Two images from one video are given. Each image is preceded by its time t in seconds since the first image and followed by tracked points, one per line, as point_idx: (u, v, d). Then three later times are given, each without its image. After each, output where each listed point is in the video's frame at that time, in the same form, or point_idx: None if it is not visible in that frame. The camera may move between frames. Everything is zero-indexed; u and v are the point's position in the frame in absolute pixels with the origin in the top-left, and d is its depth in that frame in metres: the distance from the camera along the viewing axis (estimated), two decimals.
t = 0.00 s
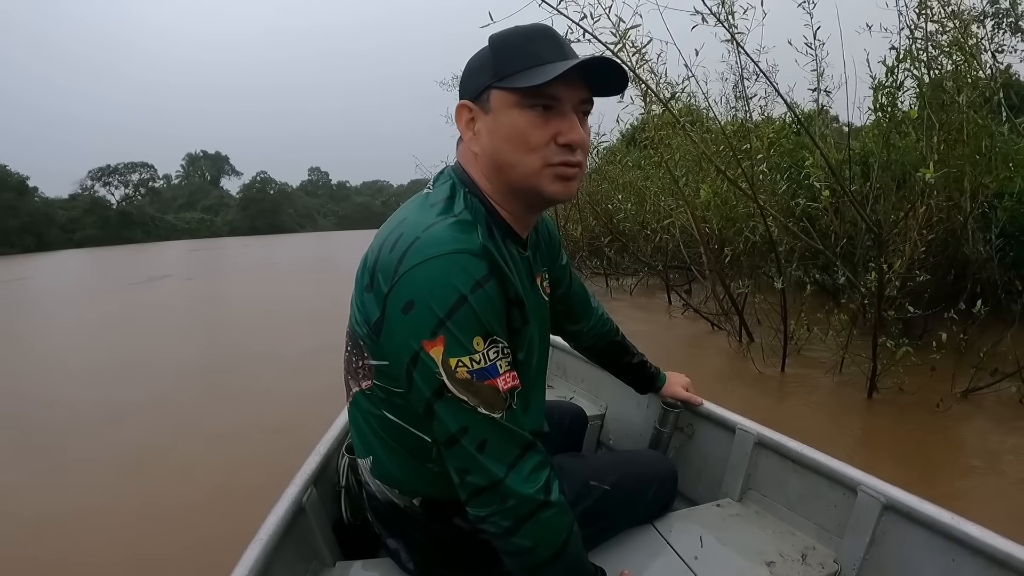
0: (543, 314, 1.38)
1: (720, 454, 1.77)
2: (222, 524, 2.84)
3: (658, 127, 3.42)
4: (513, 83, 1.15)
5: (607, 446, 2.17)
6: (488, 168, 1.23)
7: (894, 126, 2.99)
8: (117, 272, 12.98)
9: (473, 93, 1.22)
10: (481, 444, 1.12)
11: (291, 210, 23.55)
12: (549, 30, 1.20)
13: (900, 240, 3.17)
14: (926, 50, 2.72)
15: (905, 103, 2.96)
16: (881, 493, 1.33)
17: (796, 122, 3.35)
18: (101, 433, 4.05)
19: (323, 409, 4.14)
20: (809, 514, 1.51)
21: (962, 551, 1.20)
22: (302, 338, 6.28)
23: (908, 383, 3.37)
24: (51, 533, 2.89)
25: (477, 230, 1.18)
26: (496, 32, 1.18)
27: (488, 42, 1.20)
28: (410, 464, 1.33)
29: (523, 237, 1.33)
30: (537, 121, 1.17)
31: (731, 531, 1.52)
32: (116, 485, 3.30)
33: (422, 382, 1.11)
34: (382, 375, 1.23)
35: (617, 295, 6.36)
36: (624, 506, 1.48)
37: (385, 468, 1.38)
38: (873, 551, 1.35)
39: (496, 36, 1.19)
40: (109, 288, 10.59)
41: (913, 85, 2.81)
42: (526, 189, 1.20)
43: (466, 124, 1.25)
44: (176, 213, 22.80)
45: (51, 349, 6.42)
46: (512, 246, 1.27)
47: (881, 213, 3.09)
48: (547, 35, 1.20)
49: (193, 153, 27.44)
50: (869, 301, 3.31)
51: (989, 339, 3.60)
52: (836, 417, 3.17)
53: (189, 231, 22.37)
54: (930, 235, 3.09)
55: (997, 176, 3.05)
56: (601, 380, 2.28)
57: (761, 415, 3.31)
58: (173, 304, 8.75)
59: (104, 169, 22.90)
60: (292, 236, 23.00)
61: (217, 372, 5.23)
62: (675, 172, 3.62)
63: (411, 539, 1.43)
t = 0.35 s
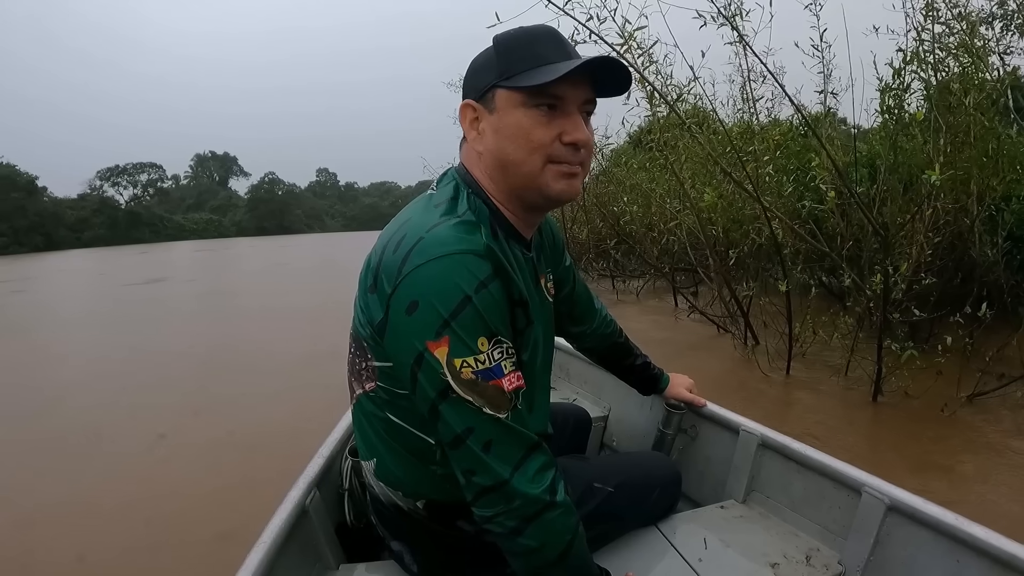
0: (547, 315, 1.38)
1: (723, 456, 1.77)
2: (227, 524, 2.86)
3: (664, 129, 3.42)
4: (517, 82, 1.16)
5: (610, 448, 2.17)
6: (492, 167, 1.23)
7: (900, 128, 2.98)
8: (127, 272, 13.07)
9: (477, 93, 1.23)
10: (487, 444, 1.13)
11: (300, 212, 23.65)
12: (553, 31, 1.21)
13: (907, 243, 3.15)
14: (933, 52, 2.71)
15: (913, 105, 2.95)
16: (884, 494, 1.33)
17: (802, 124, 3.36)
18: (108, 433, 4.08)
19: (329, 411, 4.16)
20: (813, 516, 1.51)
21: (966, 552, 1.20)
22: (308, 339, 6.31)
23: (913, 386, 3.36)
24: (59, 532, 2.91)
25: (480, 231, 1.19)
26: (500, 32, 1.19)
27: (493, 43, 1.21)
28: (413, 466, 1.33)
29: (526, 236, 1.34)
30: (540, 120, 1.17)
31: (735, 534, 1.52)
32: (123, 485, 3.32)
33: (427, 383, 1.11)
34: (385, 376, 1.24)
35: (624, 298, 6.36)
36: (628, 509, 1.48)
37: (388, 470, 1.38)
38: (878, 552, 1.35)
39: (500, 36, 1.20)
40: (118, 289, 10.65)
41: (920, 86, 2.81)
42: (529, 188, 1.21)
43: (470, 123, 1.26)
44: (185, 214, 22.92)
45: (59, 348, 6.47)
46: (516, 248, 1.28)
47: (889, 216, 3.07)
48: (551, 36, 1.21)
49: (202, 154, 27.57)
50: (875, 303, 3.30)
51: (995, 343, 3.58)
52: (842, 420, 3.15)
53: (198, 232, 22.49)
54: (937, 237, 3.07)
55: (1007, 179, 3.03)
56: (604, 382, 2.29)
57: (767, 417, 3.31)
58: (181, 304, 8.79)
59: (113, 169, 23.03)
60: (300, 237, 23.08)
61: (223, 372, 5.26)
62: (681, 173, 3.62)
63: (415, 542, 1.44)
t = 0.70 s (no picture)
0: (546, 308, 1.37)
1: (724, 453, 1.76)
2: (231, 522, 2.86)
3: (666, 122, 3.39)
4: (505, 76, 1.15)
5: (612, 445, 2.16)
6: (484, 162, 1.23)
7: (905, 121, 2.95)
8: (135, 269, 13.14)
9: (470, 87, 1.22)
10: (485, 437, 1.12)
11: (307, 208, 23.69)
12: (548, 22, 1.19)
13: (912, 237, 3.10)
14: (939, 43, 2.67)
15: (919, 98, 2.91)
16: (887, 491, 1.32)
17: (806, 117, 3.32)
18: (114, 430, 4.09)
19: (333, 407, 4.16)
20: (815, 513, 1.50)
21: (969, 551, 1.19)
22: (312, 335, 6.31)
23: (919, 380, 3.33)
24: (64, 530, 2.93)
25: (477, 223, 1.17)
26: (492, 25, 1.18)
27: (485, 35, 1.20)
28: (411, 461, 1.33)
29: (524, 230, 1.33)
30: (530, 114, 1.16)
31: (737, 531, 1.51)
32: (127, 482, 3.34)
33: (424, 376, 1.10)
34: (383, 370, 1.23)
35: (629, 292, 6.34)
36: (629, 505, 1.47)
37: (386, 465, 1.37)
38: (880, 550, 1.33)
39: (492, 29, 1.18)
40: (126, 286, 10.70)
41: (926, 79, 2.77)
42: (520, 183, 1.20)
43: (463, 117, 1.25)
44: (191, 211, 22.99)
45: (65, 346, 6.50)
46: (514, 240, 1.27)
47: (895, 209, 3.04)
48: (546, 26, 1.19)
49: (208, 151, 27.61)
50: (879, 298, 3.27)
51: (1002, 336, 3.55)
52: (846, 415, 3.14)
53: (205, 228, 22.57)
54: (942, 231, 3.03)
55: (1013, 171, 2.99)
56: (605, 378, 2.28)
57: (771, 412, 3.29)
58: (187, 301, 8.82)
59: (119, 167, 23.10)
60: (306, 233, 23.11)
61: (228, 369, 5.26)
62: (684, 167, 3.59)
63: (414, 538, 1.44)
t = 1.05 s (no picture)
0: (554, 303, 1.36)
1: (728, 452, 1.75)
2: (234, 516, 2.88)
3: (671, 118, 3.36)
4: (525, 66, 1.12)
5: (613, 442, 2.16)
6: (497, 153, 1.20)
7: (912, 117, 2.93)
8: (144, 263, 13.21)
9: (487, 76, 1.19)
10: (493, 434, 1.11)
11: (314, 202, 23.73)
12: (567, 16, 1.18)
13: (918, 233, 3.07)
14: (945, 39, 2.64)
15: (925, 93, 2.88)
16: (892, 494, 1.31)
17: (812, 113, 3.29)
18: (120, 424, 4.12)
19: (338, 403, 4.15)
20: (819, 515, 1.49)
21: (974, 555, 1.18)
22: (317, 329, 6.33)
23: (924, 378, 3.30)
24: (70, 525, 2.95)
25: (488, 215, 1.16)
26: (512, 15, 1.15)
27: (504, 24, 1.17)
28: (416, 457, 1.32)
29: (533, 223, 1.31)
30: (548, 106, 1.14)
31: (739, 531, 1.51)
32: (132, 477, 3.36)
33: (433, 369, 1.09)
34: (389, 363, 1.22)
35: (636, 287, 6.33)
36: (632, 503, 1.47)
37: (390, 461, 1.37)
38: (884, 553, 1.33)
39: (513, 19, 1.15)
40: (135, 280, 10.77)
41: (935, 75, 2.75)
42: (534, 176, 1.18)
43: (477, 107, 1.22)
44: (199, 205, 23.06)
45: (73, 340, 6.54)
46: (524, 235, 1.25)
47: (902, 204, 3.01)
48: (565, 21, 1.18)
49: (216, 146, 27.68)
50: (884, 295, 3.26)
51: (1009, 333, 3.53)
52: (851, 411, 3.12)
53: (212, 223, 22.65)
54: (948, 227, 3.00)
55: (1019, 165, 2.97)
56: (607, 376, 2.27)
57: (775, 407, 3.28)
58: (194, 295, 8.86)
59: (127, 162, 23.19)
60: (312, 228, 23.14)
61: (233, 363, 5.29)
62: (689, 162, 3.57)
63: (414, 534, 1.44)
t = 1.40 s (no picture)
0: (554, 320, 1.35)
1: (721, 470, 1.76)
2: (231, 524, 2.87)
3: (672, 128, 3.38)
4: (521, 80, 1.13)
5: (608, 458, 2.16)
6: (495, 167, 1.20)
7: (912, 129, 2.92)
8: (150, 270, 13.28)
9: (489, 94, 1.21)
10: (493, 450, 1.08)
11: (320, 211, 23.84)
12: (571, 35, 1.17)
13: (918, 244, 3.05)
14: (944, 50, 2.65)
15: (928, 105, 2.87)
16: (884, 514, 1.31)
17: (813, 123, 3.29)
18: (121, 429, 4.13)
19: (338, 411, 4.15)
20: (810, 533, 1.50)
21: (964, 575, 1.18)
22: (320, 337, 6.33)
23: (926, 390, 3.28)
24: (66, 528, 2.95)
25: (490, 233, 1.14)
26: (515, 37, 1.16)
27: (507, 45, 1.17)
28: (414, 471, 1.31)
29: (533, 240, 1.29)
30: (543, 119, 1.13)
31: (732, 549, 1.52)
32: (130, 483, 3.36)
33: (433, 386, 1.07)
34: (389, 377, 1.21)
35: (639, 297, 6.32)
36: (626, 519, 1.47)
37: (388, 473, 1.35)
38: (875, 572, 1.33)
39: (515, 40, 1.16)
40: (140, 286, 10.82)
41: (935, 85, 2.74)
42: (529, 189, 1.17)
43: (479, 124, 1.23)
44: (205, 213, 23.20)
45: (76, 346, 6.57)
46: (524, 252, 1.24)
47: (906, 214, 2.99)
48: (569, 39, 1.17)
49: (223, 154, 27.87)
50: (886, 308, 3.23)
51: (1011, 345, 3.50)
52: (852, 421, 3.10)
53: (218, 230, 22.76)
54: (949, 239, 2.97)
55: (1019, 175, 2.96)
56: (603, 390, 2.28)
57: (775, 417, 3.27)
58: (199, 302, 8.89)
59: (134, 169, 23.36)
60: (317, 236, 23.22)
61: (235, 370, 5.30)
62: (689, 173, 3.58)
63: (409, 547, 1.44)
